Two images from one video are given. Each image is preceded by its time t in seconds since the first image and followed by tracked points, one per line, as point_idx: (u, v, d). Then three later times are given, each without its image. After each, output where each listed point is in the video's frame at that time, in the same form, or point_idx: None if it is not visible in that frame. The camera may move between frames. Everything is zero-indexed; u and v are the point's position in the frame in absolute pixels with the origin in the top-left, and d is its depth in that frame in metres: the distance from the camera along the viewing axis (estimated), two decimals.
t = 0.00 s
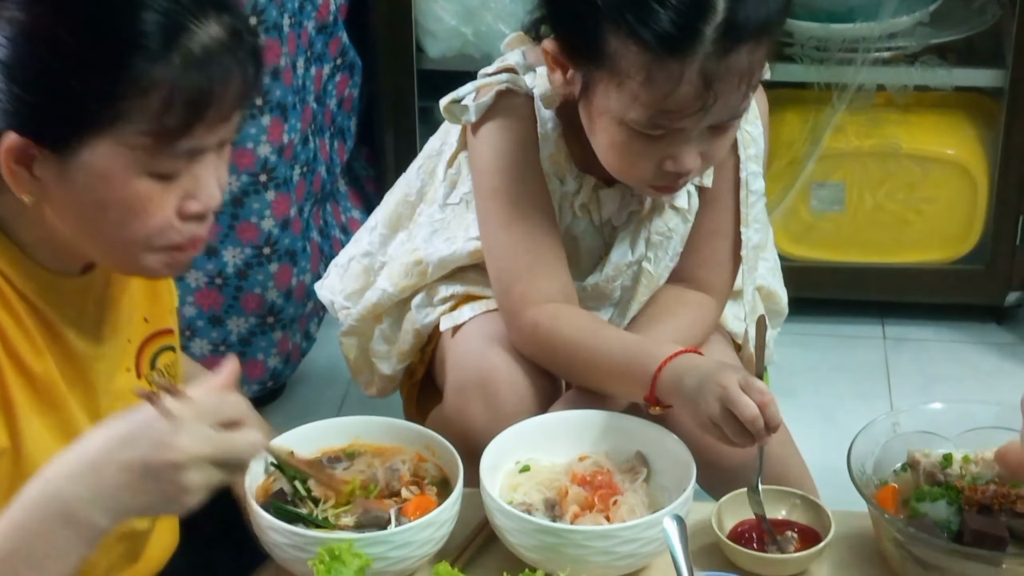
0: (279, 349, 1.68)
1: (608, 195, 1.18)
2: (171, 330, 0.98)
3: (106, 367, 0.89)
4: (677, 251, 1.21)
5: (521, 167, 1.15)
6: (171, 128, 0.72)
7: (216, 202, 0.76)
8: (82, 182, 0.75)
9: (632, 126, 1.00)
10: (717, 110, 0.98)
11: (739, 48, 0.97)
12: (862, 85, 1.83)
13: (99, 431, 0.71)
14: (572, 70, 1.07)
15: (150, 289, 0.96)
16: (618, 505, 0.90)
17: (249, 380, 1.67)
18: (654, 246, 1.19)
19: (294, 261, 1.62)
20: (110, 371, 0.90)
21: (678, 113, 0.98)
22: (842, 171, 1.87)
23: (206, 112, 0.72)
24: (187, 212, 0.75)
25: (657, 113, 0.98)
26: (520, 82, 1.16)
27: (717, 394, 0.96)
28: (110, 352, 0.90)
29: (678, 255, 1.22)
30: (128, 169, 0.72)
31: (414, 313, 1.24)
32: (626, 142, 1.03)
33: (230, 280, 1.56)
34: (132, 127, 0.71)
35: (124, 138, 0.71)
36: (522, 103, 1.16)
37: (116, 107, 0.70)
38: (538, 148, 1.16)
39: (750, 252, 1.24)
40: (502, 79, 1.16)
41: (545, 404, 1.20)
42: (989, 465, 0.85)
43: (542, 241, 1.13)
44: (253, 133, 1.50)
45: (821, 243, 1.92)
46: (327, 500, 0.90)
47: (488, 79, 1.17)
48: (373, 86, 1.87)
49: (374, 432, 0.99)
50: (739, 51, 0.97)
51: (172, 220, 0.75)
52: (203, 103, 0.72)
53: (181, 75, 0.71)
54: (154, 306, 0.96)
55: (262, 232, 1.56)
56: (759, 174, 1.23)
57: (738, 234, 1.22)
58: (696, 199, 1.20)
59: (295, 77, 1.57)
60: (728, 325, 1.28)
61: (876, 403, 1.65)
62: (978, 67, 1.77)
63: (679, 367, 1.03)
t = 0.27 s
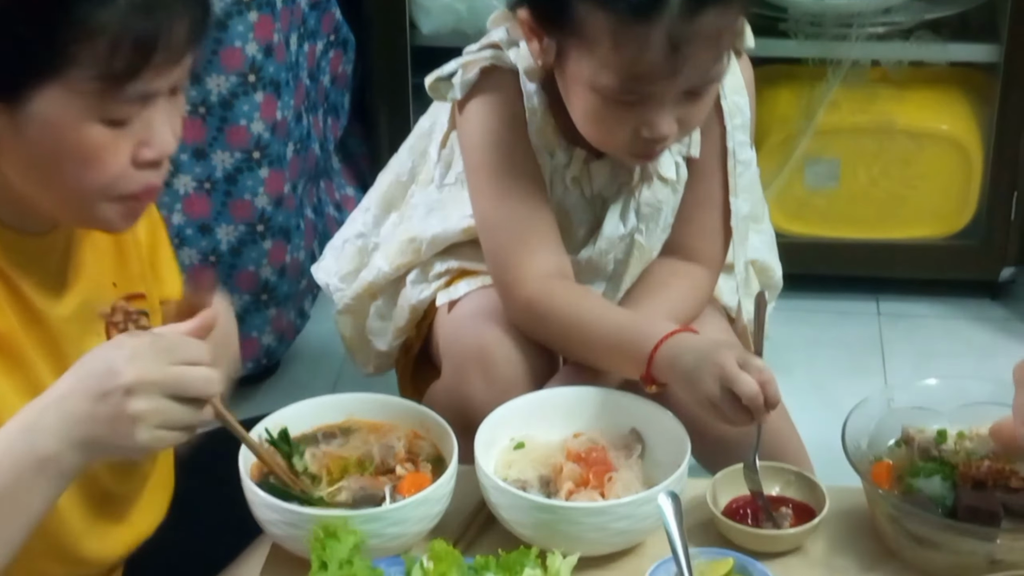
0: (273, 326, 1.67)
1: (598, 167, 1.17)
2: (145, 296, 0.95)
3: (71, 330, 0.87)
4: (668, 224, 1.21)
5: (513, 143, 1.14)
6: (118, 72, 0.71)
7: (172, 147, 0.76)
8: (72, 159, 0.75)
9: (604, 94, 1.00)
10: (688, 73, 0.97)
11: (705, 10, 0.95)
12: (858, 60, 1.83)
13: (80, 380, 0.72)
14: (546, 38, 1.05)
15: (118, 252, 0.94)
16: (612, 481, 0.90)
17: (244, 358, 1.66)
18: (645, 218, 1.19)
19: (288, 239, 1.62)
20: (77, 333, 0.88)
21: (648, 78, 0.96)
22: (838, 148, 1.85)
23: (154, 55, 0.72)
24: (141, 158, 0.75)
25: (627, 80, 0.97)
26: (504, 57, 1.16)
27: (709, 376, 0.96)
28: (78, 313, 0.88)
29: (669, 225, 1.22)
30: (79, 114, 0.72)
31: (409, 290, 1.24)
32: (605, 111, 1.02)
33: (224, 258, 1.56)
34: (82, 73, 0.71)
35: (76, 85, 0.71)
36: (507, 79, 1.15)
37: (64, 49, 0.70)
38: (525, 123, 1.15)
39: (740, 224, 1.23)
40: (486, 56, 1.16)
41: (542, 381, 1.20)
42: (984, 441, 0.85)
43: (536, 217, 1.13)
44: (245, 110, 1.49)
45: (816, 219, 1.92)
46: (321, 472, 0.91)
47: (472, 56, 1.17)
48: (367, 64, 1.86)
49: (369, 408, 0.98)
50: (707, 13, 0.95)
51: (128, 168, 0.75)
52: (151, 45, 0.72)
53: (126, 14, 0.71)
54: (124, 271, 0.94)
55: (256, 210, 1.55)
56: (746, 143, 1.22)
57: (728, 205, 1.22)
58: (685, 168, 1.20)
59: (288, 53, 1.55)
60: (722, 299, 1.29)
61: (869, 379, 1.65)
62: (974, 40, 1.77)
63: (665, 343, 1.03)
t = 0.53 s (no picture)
0: (268, 300, 1.67)
1: (594, 133, 1.16)
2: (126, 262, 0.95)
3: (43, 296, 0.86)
4: (663, 188, 1.20)
5: (508, 113, 1.13)
6: (74, 23, 0.69)
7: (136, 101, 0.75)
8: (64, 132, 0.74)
9: (584, 46, 0.99)
10: (664, 22, 0.95)
11: None
12: (853, 30, 1.82)
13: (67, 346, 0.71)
14: None
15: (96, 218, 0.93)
16: (607, 453, 0.89)
17: (240, 331, 1.66)
18: (639, 183, 1.19)
19: (282, 212, 1.61)
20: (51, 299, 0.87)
21: (624, 28, 0.95)
22: (833, 119, 1.85)
23: (109, 5, 0.69)
24: (106, 113, 0.73)
25: (604, 30, 0.96)
26: (499, 26, 1.14)
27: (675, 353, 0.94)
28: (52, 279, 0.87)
29: (665, 192, 1.21)
30: (38, 65, 0.70)
31: (405, 262, 1.24)
32: (591, 65, 1.00)
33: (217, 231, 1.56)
34: (38, 24, 0.69)
35: (32, 36, 0.69)
36: (501, 48, 1.14)
37: None
38: (520, 92, 1.14)
39: (733, 187, 1.23)
40: (479, 25, 1.15)
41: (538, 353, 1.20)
42: (979, 412, 0.85)
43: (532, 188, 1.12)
44: (239, 82, 1.48)
45: (812, 189, 1.91)
46: (316, 438, 0.91)
47: (467, 24, 1.16)
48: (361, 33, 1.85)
49: (366, 379, 0.98)
50: None
51: (91, 121, 0.74)
52: None
53: None
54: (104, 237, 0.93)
55: (250, 181, 1.55)
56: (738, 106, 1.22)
57: (721, 168, 1.20)
58: (679, 133, 1.19)
59: (282, 24, 1.53)
60: (717, 266, 1.27)
61: (864, 350, 1.65)
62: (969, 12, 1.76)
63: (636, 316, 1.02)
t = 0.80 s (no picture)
0: (263, 284, 1.66)
1: (593, 118, 1.15)
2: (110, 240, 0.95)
3: (35, 273, 0.86)
4: (664, 175, 1.20)
5: (505, 96, 1.13)
6: None
7: (115, 73, 0.74)
8: (62, 115, 0.74)
9: (592, 22, 0.98)
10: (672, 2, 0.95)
11: None
12: (849, 14, 1.80)
13: (63, 321, 0.70)
14: None
15: (82, 195, 0.93)
16: (603, 437, 0.89)
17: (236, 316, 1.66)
18: (638, 169, 1.18)
19: (277, 196, 1.60)
20: (44, 276, 0.87)
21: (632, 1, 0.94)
22: (828, 103, 1.85)
23: None
24: (85, 85, 0.73)
25: (612, 9, 0.95)
26: (502, 6, 1.14)
27: (627, 327, 0.96)
28: (44, 257, 0.87)
29: (664, 178, 1.20)
30: (14, 37, 0.70)
31: (402, 246, 1.23)
32: (595, 44, 1.00)
33: (212, 216, 1.56)
34: None
35: (6, 10, 0.68)
36: (503, 29, 1.14)
37: None
38: (519, 74, 1.13)
39: (734, 176, 1.22)
40: (482, 5, 1.14)
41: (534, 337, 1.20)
42: (974, 396, 0.85)
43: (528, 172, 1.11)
44: (233, 67, 1.47)
45: (808, 173, 1.91)
46: (310, 424, 0.91)
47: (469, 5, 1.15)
48: (356, 17, 1.84)
49: (364, 363, 0.98)
50: None
51: (70, 94, 0.73)
52: None
53: None
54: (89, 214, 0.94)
55: (244, 166, 1.54)
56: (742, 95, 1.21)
57: (721, 157, 1.21)
58: (679, 120, 1.19)
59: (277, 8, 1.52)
60: (714, 252, 1.28)
61: (860, 334, 1.65)
62: None
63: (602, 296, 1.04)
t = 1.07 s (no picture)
0: (260, 274, 1.65)
1: (592, 106, 1.15)
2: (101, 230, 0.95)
3: (29, 264, 0.86)
4: (662, 165, 1.19)
5: (501, 85, 1.12)
6: None
7: (102, 57, 0.75)
8: (53, 101, 0.74)
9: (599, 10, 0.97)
10: None
11: None
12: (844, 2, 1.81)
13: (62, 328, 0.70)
14: None
15: (72, 184, 0.93)
16: (599, 426, 0.89)
17: (232, 305, 1.66)
18: (638, 158, 1.17)
19: (273, 184, 1.60)
20: (39, 267, 0.87)
21: None
22: (824, 92, 1.85)
23: None
24: (73, 71, 0.73)
25: None
26: None
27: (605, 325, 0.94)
28: (38, 247, 0.86)
29: (664, 168, 1.20)
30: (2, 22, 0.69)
31: (401, 237, 1.22)
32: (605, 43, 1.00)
33: (208, 204, 1.56)
34: None
35: None
36: (503, 18, 1.14)
37: None
38: (518, 62, 1.13)
39: (733, 166, 1.21)
40: None
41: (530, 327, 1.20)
42: (968, 384, 0.85)
43: (525, 160, 1.11)
44: (228, 56, 1.46)
45: (805, 161, 1.91)
46: (308, 410, 0.90)
47: None
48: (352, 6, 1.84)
49: (363, 350, 0.98)
50: None
51: (59, 79, 0.73)
52: None
53: None
54: (79, 204, 0.93)
55: (240, 156, 1.53)
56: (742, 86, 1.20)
57: (721, 147, 1.20)
58: (680, 111, 1.18)
59: None
60: (711, 240, 1.28)
61: (855, 323, 1.66)
62: None
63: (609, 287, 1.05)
